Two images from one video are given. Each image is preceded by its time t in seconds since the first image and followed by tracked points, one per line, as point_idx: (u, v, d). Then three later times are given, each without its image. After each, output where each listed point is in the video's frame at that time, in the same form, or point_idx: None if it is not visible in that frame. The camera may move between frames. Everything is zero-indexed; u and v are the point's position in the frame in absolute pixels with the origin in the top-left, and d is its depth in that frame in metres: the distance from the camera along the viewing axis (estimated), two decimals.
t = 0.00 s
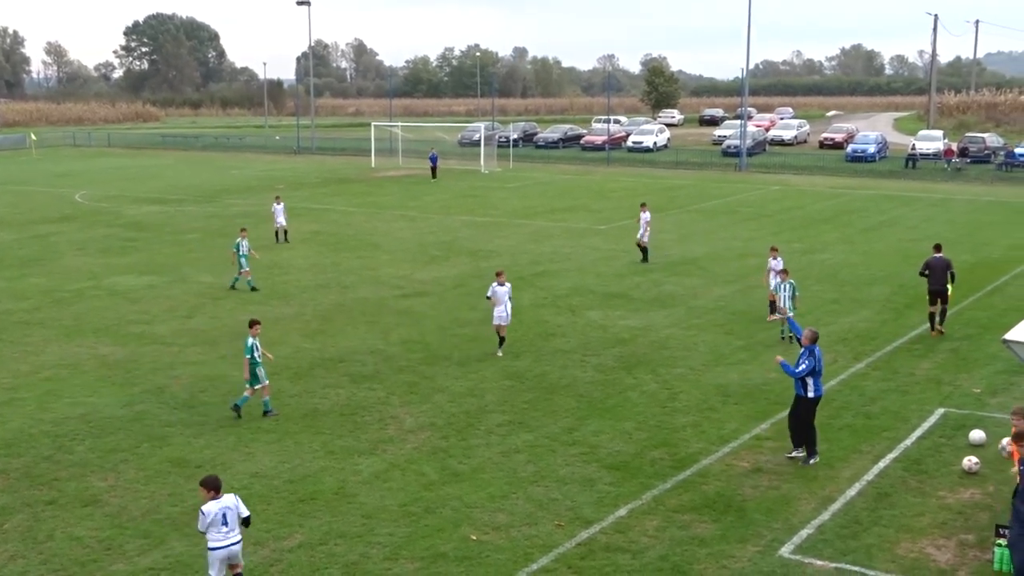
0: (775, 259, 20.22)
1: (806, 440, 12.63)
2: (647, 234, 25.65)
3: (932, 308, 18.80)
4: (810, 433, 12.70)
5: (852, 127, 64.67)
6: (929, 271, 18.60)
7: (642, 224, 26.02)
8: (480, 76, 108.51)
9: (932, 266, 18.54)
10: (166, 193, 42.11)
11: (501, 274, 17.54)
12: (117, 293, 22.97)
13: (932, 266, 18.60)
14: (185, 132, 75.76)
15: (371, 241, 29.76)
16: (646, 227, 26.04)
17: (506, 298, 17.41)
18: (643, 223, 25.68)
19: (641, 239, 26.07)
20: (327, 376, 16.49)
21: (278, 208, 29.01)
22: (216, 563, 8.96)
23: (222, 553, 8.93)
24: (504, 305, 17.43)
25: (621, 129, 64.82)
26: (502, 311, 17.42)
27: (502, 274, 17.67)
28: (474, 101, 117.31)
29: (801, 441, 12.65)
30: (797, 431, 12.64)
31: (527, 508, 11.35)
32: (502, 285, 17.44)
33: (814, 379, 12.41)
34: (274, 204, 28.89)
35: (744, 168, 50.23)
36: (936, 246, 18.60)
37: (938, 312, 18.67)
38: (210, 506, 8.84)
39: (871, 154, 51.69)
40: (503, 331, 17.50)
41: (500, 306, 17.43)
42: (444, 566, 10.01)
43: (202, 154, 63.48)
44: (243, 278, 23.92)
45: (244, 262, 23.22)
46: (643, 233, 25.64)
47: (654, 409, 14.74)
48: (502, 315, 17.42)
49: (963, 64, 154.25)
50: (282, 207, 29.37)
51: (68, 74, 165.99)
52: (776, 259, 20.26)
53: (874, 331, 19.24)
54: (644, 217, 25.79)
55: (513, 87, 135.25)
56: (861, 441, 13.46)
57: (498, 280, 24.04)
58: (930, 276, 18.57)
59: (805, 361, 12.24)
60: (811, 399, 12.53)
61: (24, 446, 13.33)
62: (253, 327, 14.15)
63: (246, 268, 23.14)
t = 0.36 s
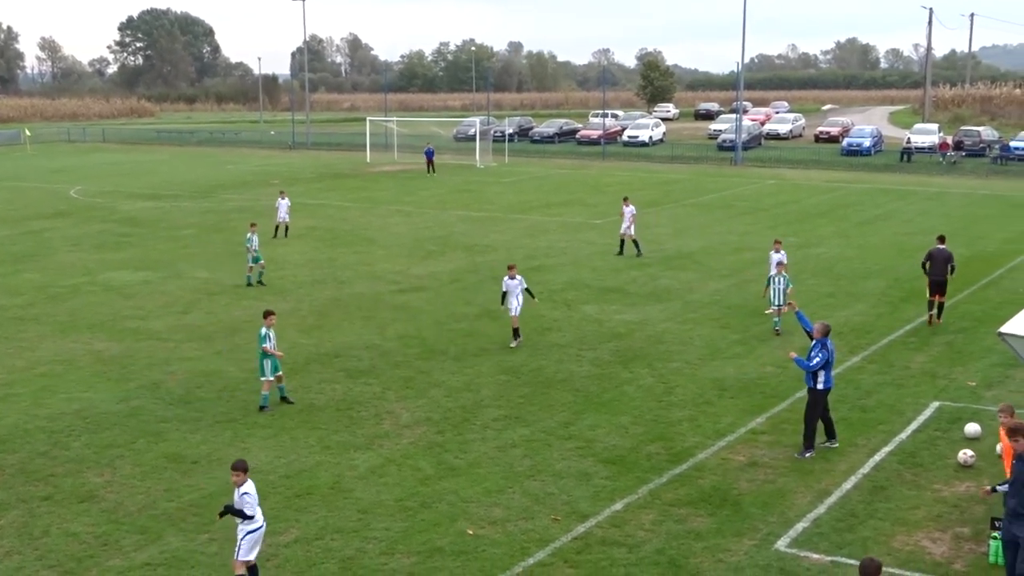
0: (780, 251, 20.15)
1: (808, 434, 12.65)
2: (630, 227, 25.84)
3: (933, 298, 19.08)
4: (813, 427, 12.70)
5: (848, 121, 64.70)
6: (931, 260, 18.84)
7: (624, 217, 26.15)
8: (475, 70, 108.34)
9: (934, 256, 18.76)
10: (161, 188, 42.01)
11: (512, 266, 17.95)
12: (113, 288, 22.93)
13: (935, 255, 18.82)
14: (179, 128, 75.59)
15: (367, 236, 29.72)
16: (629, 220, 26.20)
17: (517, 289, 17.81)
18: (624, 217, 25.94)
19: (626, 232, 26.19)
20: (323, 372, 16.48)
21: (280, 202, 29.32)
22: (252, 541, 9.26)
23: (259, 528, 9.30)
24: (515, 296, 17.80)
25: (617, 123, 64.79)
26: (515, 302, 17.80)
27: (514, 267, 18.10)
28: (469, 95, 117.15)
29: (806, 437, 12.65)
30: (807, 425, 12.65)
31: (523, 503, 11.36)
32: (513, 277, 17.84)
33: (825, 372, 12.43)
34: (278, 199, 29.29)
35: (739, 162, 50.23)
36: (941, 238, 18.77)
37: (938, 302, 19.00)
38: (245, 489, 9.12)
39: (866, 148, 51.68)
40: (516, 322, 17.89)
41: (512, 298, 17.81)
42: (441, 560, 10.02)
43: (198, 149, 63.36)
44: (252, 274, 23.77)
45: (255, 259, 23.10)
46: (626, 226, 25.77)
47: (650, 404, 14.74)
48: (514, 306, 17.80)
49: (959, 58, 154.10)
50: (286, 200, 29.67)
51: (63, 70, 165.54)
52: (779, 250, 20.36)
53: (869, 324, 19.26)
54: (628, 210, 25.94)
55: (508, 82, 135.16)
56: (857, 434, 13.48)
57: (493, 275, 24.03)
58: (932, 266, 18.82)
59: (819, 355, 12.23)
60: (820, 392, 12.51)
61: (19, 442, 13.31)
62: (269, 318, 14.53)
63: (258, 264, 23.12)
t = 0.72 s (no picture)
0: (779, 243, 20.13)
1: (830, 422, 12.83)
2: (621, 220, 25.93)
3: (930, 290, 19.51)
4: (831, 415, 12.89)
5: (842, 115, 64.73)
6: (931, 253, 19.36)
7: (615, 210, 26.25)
8: (470, 65, 108.14)
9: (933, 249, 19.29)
10: (155, 183, 41.89)
11: (524, 261, 17.97)
12: (107, 283, 22.87)
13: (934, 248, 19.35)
14: (173, 123, 75.35)
15: (362, 231, 29.68)
16: (620, 214, 26.30)
17: (529, 282, 17.86)
18: (613, 209, 26.04)
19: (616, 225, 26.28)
20: (318, 366, 16.47)
21: (280, 196, 29.53)
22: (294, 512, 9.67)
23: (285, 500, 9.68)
24: (527, 288, 17.87)
25: (612, 118, 64.77)
26: (525, 293, 17.87)
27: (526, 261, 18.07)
28: (464, 90, 116.99)
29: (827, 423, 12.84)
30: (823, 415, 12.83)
31: (518, 497, 11.37)
32: (525, 272, 17.91)
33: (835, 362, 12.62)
34: (278, 193, 29.45)
35: (734, 156, 50.24)
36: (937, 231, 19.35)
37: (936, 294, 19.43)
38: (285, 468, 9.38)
39: (861, 142, 51.68)
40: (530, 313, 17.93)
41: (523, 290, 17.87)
42: (436, 555, 10.02)
43: (191, 144, 63.18)
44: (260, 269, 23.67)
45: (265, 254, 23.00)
46: (616, 219, 25.86)
47: (644, 398, 14.76)
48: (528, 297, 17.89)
49: (953, 52, 154.04)
50: (287, 196, 29.87)
51: (56, 64, 164.78)
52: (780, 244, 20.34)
53: (864, 318, 19.30)
54: (618, 204, 25.99)
55: (503, 76, 134.85)
56: (850, 428, 13.52)
57: (488, 269, 24.02)
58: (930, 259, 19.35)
59: (827, 345, 12.49)
60: (831, 382, 12.70)
61: (14, 437, 13.30)
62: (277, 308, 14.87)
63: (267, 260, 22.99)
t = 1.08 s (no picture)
0: (773, 240, 20.26)
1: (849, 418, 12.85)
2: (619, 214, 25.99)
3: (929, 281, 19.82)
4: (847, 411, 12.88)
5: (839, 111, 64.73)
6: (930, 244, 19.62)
7: (613, 205, 26.32)
8: (467, 59, 107.96)
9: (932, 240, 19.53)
10: (152, 177, 41.81)
11: (541, 253, 17.98)
12: (103, 277, 22.84)
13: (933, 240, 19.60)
14: (170, 116, 75.14)
15: (359, 225, 29.65)
16: (619, 209, 26.38)
17: (542, 275, 17.89)
18: (611, 204, 26.13)
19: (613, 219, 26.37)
20: (315, 360, 16.46)
21: (282, 188, 29.62)
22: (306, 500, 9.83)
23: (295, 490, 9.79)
24: (540, 282, 17.89)
25: (609, 113, 64.70)
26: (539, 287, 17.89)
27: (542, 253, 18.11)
28: (462, 85, 116.82)
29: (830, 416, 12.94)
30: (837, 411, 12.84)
31: (514, 491, 11.39)
32: (541, 264, 17.92)
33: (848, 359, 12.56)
34: (279, 185, 29.51)
35: (730, 152, 50.26)
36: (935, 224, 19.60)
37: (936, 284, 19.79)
38: (317, 449, 9.69)
39: (857, 138, 51.69)
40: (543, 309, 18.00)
41: (538, 285, 17.88)
42: (432, 549, 10.04)
43: (188, 138, 63.06)
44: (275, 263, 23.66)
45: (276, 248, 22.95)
46: (613, 214, 25.91)
47: (640, 393, 14.76)
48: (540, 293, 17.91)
49: (950, 49, 153.97)
50: (288, 188, 29.91)
51: (52, 58, 164.19)
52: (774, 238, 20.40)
53: (859, 313, 19.33)
54: (619, 199, 26.04)
55: (500, 71, 134.58)
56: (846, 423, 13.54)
57: (485, 264, 24.02)
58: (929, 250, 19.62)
59: (837, 344, 12.39)
60: (843, 379, 12.64)
61: (10, 431, 13.29)
62: (273, 300, 14.86)
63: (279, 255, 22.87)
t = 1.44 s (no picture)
0: (768, 235, 20.37)
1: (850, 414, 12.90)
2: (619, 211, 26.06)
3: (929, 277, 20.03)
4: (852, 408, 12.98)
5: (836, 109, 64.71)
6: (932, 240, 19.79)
7: (613, 201, 26.38)
8: (465, 56, 107.81)
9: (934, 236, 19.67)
10: (150, 172, 41.74)
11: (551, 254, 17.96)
12: (100, 273, 22.81)
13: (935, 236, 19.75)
14: (167, 111, 75.00)
15: (356, 222, 29.64)
16: (620, 205, 26.43)
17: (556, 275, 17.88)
18: (612, 201, 26.21)
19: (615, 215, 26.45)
20: (312, 357, 16.44)
21: (285, 183, 29.71)
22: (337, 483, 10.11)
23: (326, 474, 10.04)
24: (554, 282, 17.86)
25: (607, 110, 64.66)
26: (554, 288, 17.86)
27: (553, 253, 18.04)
28: (459, 81, 116.66)
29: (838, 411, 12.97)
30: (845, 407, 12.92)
31: (511, 488, 11.39)
32: (553, 264, 17.92)
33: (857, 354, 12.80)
34: (282, 180, 29.59)
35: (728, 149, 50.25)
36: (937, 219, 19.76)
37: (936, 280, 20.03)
38: (344, 433, 9.94)
39: (855, 135, 51.68)
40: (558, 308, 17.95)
41: (552, 284, 17.86)
42: (429, 546, 10.04)
43: (186, 133, 62.97)
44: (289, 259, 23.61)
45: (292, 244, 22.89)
46: (613, 211, 25.97)
47: (638, 390, 14.77)
48: (554, 291, 17.83)
49: (948, 47, 153.87)
50: (290, 183, 30.02)
51: (50, 53, 163.89)
52: (769, 234, 20.52)
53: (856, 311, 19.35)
54: (620, 196, 26.11)
55: (498, 67, 134.53)
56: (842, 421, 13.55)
57: (482, 260, 24.01)
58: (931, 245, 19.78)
59: (849, 340, 12.70)
60: (853, 374, 12.84)
61: (6, 426, 13.28)
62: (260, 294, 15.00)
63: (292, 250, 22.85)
